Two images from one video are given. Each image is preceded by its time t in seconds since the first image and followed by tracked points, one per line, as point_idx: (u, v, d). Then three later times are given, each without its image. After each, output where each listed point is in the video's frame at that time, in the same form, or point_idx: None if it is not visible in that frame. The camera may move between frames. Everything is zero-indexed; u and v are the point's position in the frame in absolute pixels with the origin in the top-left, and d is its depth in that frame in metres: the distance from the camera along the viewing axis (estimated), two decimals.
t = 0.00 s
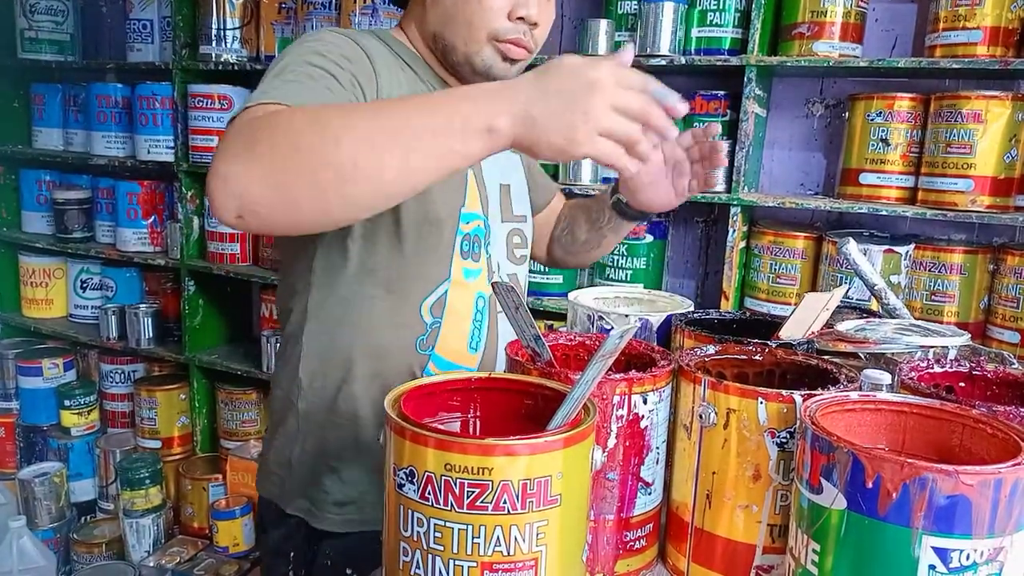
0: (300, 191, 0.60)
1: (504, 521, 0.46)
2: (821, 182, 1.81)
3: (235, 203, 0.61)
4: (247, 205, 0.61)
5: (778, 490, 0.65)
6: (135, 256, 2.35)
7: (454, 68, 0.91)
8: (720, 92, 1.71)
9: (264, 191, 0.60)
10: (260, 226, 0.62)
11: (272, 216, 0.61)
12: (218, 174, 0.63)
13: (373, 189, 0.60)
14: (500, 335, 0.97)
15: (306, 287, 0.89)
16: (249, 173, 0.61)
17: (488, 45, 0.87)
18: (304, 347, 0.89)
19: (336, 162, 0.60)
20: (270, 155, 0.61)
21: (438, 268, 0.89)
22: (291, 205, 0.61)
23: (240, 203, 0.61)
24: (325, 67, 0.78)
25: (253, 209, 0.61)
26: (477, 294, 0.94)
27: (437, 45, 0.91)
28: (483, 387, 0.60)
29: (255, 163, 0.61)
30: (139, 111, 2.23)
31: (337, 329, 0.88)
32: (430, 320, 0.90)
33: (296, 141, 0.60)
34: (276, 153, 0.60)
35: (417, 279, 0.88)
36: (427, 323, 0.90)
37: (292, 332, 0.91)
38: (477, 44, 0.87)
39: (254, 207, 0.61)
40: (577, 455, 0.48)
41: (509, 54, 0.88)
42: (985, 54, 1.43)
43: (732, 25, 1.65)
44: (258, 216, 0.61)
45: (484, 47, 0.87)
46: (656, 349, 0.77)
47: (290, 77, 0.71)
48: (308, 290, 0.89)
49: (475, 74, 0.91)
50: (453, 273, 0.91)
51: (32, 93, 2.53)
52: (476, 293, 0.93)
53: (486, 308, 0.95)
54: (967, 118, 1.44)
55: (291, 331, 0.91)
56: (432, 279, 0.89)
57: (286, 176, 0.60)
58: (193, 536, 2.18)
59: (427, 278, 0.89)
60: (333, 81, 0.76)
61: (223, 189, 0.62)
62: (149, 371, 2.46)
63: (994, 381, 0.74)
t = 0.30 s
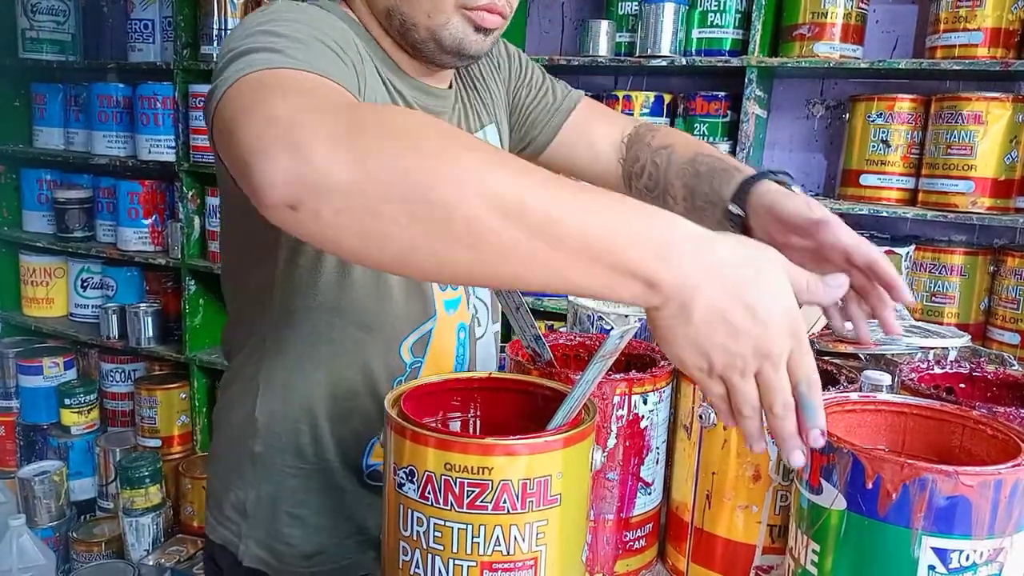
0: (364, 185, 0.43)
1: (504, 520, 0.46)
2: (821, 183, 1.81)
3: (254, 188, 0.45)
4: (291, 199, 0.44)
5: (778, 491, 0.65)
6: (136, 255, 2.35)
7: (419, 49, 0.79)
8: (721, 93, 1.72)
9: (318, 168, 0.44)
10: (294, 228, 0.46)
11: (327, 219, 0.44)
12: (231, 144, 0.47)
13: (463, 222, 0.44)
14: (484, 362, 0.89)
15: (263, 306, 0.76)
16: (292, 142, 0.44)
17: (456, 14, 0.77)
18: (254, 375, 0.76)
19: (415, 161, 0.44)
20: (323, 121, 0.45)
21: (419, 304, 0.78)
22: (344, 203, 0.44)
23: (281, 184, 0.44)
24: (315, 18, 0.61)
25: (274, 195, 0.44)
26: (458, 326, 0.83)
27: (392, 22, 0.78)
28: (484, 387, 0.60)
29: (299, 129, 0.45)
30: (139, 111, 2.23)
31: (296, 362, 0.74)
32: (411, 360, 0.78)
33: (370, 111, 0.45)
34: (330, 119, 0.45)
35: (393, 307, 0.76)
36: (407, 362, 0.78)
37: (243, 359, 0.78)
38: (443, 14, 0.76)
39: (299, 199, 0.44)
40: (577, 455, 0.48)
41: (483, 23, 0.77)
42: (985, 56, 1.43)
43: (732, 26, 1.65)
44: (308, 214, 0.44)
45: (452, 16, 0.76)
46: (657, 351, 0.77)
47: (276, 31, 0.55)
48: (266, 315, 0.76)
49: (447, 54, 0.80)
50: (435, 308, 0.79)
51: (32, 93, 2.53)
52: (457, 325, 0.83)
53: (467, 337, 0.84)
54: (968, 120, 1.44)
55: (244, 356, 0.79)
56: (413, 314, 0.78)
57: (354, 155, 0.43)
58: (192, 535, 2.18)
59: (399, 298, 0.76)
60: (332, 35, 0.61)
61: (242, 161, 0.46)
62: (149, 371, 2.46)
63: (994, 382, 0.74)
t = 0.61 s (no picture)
0: (438, 244, 0.46)
1: (504, 520, 0.46)
2: (821, 183, 1.81)
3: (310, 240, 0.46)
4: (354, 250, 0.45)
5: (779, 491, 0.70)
6: (136, 255, 2.35)
7: (393, 49, 0.80)
8: (721, 93, 1.72)
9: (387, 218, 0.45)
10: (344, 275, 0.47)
11: (392, 262, 0.46)
12: (268, 185, 0.46)
13: (530, 266, 0.47)
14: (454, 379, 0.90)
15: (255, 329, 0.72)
16: (359, 193, 0.45)
17: (437, 13, 0.78)
18: (258, 399, 0.73)
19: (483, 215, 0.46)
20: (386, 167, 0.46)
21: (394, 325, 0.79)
22: (415, 255, 0.46)
23: (351, 238, 0.45)
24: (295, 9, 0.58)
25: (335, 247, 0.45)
26: (427, 341, 0.84)
27: (362, 17, 0.78)
28: (484, 388, 0.60)
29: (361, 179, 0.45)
30: (140, 112, 2.24)
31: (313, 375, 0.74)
32: (384, 377, 0.78)
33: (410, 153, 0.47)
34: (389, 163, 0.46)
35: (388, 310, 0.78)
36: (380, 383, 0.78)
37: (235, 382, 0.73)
38: (423, 13, 0.77)
39: (367, 251, 0.45)
40: (577, 456, 0.48)
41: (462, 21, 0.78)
42: (985, 56, 1.43)
43: (733, 27, 1.65)
44: (371, 264, 0.46)
45: (433, 15, 0.78)
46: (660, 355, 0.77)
47: (271, 39, 0.52)
48: (268, 342, 0.72)
49: (424, 53, 0.81)
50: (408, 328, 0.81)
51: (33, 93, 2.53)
52: (425, 340, 0.84)
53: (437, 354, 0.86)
54: (968, 120, 1.44)
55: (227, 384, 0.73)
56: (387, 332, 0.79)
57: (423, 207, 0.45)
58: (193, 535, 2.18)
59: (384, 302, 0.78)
60: (318, 28, 0.59)
61: (293, 210, 0.45)
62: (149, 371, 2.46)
63: (994, 382, 0.74)
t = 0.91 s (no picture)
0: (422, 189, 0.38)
1: (504, 520, 0.46)
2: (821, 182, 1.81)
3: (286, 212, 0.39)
4: (337, 211, 0.38)
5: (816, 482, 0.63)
6: (135, 255, 2.35)
7: (394, 60, 0.79)
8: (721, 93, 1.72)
9: (365, 165, 0.37)
10: (334, 249, 0.39)
11: (384, 226, 0.38)
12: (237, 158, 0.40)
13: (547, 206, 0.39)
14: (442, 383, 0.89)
15: (241, 338, 0.70)
16: (320, 147, 0.37)
17: (440, 26, 0.75)
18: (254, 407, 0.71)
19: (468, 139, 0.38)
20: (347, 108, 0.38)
21: (389, 338, 0.76)
22: (403, 199, 0.38)
23: (329, 195, 0.37)
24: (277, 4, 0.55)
25: (314, 218, 0.38)
26: (418, 351, 0.82)
27: (361, 26, 0.77)
28: (484, 386, 0.60)
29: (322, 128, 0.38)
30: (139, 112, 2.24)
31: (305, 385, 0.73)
32: (375, 389, 0.77)
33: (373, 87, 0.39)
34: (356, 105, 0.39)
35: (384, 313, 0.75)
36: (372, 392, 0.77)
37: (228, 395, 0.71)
38: (425, 26, 0.75)
39: (349, 208, 0.38)
40: (578, 456, 0.48)
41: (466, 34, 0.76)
42: (985, 55, 1.43)
43: (732, 26, 1.64)
44: (359, 223, 0.38)
45: (435, 29, 0.75)
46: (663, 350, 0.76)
47: (247, 26, 0.48)
48: (257, 349, 0.70)
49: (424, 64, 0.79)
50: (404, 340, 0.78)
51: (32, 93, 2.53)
52: (417, 350, 0.82)
53: (427, 362, 0.84)
54: (967, 119, 1.44)
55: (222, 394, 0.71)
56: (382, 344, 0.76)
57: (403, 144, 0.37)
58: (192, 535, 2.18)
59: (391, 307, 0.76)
60: (296, 16, 0.55)
61: (262, 175, 0.39)
62: (148, 371, 2.45)
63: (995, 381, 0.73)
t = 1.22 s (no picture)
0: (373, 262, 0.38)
1: (505, 521, 0.46)
2: (821, 183, 1.81)
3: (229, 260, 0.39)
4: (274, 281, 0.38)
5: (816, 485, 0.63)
6: (136, 256, 2.35)
7: (405, 62, 0.78)
8: (721, 93, 1.72)
9: (318, 241, 0.38)
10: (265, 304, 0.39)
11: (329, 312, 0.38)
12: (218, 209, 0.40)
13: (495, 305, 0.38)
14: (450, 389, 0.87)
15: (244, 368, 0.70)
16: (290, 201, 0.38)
17: (456, 27, 0.75)
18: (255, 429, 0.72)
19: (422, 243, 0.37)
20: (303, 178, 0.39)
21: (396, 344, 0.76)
22: (348, 291, 0.38)
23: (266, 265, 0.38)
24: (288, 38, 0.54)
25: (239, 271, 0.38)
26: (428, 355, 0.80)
27: (375, 27, 0.75)
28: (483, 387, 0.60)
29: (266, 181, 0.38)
30: (140, 112, 2.24)
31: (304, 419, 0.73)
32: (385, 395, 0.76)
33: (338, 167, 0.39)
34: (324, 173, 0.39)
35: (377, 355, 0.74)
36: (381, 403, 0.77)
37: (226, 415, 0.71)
38: (441, 26, 0.75)
39: (298, 273, 0.38)
40: (578, 457, 0.49)
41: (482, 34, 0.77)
42: (985, 56, 1.43)
43: (732, 27, 1.64)
44: (295, 297, 0.38)
45: (450, 29, 0.75)
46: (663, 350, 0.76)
47: (253, 51, 0.48)
48: (264, 369, 0.70)
49: (436, 66, 0.79)
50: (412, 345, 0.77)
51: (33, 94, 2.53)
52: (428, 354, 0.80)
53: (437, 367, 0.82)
54: (967, 120, 1.44)
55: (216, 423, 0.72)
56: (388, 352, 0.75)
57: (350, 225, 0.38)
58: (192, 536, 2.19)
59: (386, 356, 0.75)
60: (307, 37, 0.54)
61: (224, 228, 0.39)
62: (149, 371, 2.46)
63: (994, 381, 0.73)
